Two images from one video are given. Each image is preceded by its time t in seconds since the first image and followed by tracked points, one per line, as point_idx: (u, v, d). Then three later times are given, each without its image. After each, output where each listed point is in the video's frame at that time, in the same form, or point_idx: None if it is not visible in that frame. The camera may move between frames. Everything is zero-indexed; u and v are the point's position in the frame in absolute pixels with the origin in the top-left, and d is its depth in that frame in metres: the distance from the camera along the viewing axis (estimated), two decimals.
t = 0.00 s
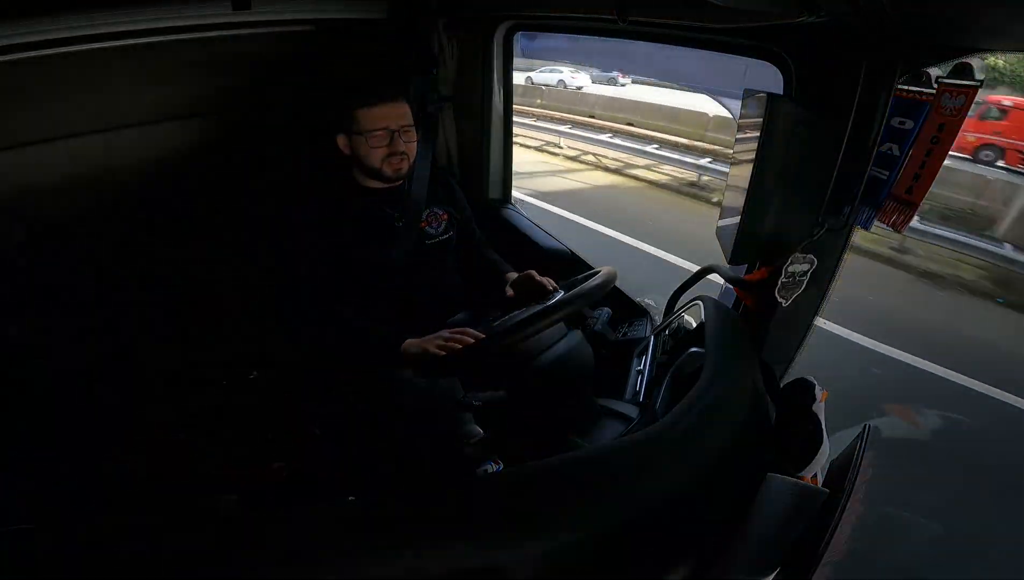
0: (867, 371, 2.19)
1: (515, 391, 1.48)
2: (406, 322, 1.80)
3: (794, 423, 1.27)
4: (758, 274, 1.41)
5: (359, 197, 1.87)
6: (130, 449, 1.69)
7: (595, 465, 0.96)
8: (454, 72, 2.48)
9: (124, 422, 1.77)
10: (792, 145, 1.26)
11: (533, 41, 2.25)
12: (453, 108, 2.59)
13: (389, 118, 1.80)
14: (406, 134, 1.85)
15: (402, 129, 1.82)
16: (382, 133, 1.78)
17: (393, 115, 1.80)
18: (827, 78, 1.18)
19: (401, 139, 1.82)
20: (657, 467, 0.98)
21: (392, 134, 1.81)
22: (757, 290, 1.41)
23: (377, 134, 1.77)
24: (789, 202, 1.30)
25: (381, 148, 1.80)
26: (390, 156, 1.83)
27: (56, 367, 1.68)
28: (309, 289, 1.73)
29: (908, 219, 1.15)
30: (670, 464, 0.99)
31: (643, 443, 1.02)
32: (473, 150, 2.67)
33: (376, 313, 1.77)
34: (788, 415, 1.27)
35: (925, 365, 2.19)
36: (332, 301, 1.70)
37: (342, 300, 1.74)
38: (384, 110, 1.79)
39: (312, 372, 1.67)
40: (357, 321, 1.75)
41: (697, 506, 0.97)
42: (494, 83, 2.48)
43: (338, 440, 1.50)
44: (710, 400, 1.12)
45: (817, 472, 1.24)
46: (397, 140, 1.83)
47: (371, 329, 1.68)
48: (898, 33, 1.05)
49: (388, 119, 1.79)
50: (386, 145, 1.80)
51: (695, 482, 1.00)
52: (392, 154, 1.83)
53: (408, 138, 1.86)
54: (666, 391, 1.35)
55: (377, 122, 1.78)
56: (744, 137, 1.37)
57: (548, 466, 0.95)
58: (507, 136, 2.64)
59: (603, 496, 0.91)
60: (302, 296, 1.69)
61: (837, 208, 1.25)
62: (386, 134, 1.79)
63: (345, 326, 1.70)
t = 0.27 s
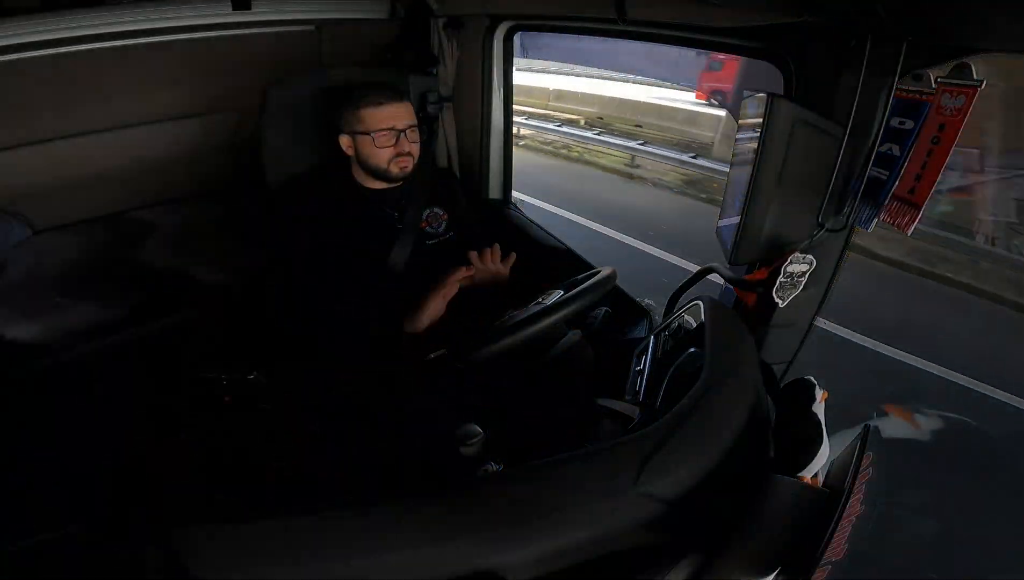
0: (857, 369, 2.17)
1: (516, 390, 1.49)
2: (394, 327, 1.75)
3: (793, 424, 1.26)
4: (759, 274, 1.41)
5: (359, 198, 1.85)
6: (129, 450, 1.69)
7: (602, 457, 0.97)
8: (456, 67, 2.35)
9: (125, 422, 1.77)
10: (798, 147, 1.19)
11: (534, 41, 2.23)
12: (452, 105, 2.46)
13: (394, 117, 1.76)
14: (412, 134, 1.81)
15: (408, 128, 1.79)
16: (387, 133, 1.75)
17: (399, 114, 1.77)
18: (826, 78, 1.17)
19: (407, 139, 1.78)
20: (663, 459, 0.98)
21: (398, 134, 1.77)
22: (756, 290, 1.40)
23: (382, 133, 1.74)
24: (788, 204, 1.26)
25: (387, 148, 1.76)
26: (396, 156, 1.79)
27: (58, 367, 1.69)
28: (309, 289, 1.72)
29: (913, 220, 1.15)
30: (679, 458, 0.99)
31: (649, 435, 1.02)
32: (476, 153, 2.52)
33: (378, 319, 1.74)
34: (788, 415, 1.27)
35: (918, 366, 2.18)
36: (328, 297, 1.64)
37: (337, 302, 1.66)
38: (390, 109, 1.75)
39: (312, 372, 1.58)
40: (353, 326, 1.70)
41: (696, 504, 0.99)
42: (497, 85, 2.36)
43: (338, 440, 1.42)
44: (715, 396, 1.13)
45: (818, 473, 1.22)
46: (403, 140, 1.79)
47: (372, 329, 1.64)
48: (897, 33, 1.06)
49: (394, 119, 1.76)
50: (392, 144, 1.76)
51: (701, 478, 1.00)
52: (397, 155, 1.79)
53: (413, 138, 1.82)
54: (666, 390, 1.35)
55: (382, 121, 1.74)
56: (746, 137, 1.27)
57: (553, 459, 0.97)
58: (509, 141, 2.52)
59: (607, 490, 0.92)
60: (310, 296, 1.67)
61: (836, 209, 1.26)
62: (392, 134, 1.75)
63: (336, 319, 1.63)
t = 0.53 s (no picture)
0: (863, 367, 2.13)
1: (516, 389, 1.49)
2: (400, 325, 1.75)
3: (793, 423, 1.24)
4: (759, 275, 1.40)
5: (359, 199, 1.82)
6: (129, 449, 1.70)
7: (601, 457, 0.98)
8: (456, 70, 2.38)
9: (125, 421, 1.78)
10: (795, 148, 1.19)
11: (532, 41, 2.20)
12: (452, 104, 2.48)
13: (394, 116, 1.71)
14: (412, 133, 1.76)
15: (408, 127, 1.74)
16: (387, 132, 1.70)
17: (398, 112, 1.72)
18: (827, 74, 1.17)
19: (407, 137, 1.74)
20: (661, 459, 1.00)
21: (398, 132, 1.73)
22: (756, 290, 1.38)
23: (382, 133, 1.70)
24: (788, 204, 1.26)
25: (387, 147, 1.72)
26: (396, 156, 1.75)
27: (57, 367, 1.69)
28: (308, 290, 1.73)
29: (913, 220, 1.11)
30: (676, 457, 1.01)
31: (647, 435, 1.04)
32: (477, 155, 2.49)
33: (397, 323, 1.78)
34: (788, 415, 1.26)
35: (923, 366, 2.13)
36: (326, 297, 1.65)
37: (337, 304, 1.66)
38: (390, 107, 1.71)
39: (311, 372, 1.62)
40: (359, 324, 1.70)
41: (690, 504, 1.00)
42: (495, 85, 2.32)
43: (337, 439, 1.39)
44: (715, 395, 1.13)
45: (818, 473, 1.20)
46: (403, 138, 1.74)
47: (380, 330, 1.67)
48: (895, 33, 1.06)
49: (394, 117, 1.71)
50: (392, 143, 1.72)
51: (697, 478, 1.02)
52: (397, 154, 1.75)
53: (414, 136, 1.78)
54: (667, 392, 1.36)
55: (382, 119, 1.70)
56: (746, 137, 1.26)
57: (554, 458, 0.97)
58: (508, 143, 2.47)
59: (603, 489, 0.93)
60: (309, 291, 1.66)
61: (835, 208, 1.27)
62: (392, 132, 1.71)
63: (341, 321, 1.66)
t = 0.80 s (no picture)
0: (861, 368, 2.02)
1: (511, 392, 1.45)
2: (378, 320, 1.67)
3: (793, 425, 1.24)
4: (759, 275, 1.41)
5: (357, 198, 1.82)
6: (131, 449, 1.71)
7: (599, 456, 1.00)
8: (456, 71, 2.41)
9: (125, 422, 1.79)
10: (795, 147, 1.19)
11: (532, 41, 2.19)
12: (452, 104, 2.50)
13: (384, 120, 1.69)
14: (404, 136, 1.73)
15: (398, 130, 1.71)
16: (377, 136, 1.68)
17: (387, 115, 1.69)
18: (824, 74, 1.17)
19: (398, 141, 1.71)
20: (660, 459, 1.01)
21: (388, 136, 1.70)
22: (756, 290, 1.41)
23: (371, 137, 1.67)
24: (787, 204, 1.26)
25: (377, 152, 1.69)
26: (389, 159, 1.72)
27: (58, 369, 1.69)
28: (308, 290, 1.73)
29: (914, 219, 1.15)
30: (675, 456, 1.02)
31: (647, 435, 1.04)
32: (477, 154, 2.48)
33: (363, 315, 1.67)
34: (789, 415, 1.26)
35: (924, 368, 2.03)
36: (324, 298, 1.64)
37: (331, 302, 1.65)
38: (378, 112, 1.68)
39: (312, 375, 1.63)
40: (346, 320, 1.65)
41: (689, 503, 1.01)
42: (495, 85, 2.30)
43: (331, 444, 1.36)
44: (716, 394, 1.13)
45: (818, 473, 1.21)
46: (394, 142, 1.71)
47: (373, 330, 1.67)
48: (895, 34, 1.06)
49: (383, 122, 1.69)
50: (382, 147, 1.69)
51: (696, 477, 1.02)
52: (389, 158, 1.72)
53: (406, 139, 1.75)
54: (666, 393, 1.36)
55: (370, 125, 1.68)
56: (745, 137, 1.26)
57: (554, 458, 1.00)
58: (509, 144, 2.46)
59: (599, 487, 0.97)
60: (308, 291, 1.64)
61: (836, 208, 1.28)
62: (381, 137, 1.68)
63: (338, 316, 1.64)
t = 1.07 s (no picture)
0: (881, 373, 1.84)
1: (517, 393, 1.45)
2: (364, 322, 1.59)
3: (793, 425, 1.25)
4: (759, 276, 1.44)
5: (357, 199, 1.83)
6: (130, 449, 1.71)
7: (597, 455, 1.00)
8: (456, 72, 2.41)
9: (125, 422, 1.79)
10: (795, 146, 1.18)
11: (532, 41, 2.18)
12: (451, 106, 2.50)
13: (369, 120, 1.71)
14: (391, 134, 1.74)
15: (385, 129, 1.72)
16: (364, 137, 1.70)
17: (372, 115, 1.71)
18: (827, 77, 1.16)
19: (385, 140, 1.72)
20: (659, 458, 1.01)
21: (375, 135, 1.72)
22: (756, 290, 1.39)
23: (358, 139, 1.69)
24: (787, 205, 1.25)
25: (365, 153, 1.71)
26: (377, 159, 1.73)
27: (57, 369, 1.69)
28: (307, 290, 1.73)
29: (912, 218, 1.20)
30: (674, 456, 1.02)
31: (645, 435, 1.05)
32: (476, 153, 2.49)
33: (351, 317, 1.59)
34: (786, 417, 1.27)
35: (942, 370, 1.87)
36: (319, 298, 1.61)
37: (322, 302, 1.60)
38: (362, 113, 1.70)
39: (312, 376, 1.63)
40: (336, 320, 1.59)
41: (690, 504, 1.01)
42: (495, 87, 2.31)
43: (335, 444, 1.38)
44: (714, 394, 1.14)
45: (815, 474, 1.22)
46: (382, 142, 1.73)
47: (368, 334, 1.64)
48: (893, 34, 1.05)
49: (369, 122, 1.70)
50: (370, 147, 1.71)
51: (696, 478, 1.02)
52: (379, 157, 1.73)
53: (394, 138, 1.76)
54: (666, 393, 1.36)
55: (356, 125, 1.69)
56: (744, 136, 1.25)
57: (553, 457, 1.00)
58: (509, 145, 2.46)
59: (598, 487, 0.97)
60: (304, 291, 1.63)
61: (836, 208, 1.26)
62: (368, 137, 1.70)
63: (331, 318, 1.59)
